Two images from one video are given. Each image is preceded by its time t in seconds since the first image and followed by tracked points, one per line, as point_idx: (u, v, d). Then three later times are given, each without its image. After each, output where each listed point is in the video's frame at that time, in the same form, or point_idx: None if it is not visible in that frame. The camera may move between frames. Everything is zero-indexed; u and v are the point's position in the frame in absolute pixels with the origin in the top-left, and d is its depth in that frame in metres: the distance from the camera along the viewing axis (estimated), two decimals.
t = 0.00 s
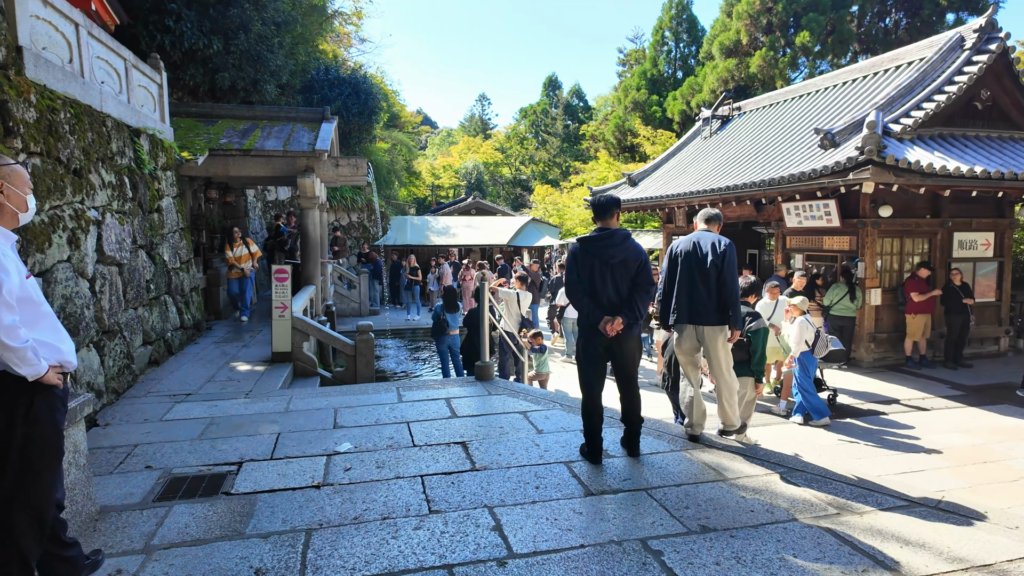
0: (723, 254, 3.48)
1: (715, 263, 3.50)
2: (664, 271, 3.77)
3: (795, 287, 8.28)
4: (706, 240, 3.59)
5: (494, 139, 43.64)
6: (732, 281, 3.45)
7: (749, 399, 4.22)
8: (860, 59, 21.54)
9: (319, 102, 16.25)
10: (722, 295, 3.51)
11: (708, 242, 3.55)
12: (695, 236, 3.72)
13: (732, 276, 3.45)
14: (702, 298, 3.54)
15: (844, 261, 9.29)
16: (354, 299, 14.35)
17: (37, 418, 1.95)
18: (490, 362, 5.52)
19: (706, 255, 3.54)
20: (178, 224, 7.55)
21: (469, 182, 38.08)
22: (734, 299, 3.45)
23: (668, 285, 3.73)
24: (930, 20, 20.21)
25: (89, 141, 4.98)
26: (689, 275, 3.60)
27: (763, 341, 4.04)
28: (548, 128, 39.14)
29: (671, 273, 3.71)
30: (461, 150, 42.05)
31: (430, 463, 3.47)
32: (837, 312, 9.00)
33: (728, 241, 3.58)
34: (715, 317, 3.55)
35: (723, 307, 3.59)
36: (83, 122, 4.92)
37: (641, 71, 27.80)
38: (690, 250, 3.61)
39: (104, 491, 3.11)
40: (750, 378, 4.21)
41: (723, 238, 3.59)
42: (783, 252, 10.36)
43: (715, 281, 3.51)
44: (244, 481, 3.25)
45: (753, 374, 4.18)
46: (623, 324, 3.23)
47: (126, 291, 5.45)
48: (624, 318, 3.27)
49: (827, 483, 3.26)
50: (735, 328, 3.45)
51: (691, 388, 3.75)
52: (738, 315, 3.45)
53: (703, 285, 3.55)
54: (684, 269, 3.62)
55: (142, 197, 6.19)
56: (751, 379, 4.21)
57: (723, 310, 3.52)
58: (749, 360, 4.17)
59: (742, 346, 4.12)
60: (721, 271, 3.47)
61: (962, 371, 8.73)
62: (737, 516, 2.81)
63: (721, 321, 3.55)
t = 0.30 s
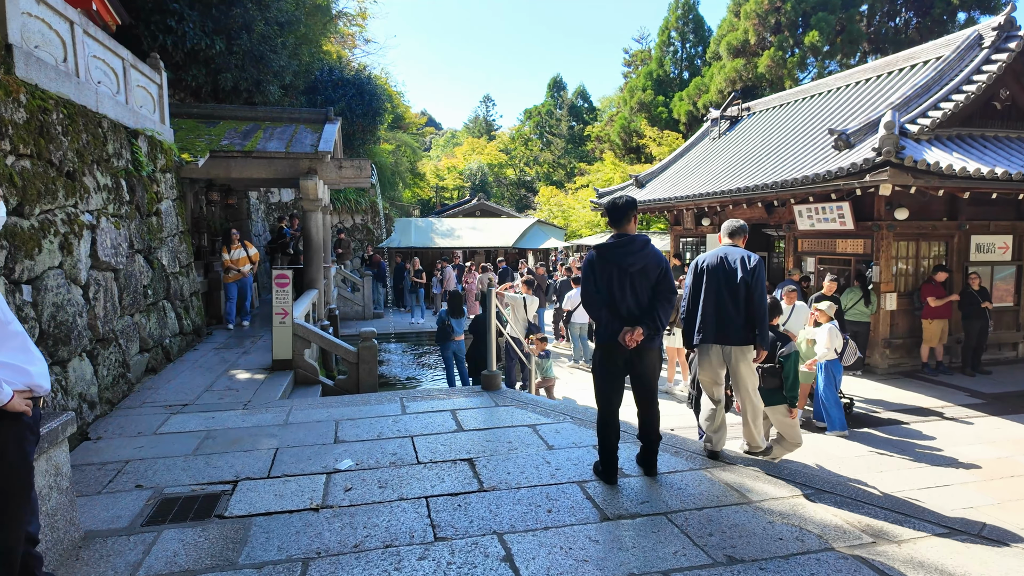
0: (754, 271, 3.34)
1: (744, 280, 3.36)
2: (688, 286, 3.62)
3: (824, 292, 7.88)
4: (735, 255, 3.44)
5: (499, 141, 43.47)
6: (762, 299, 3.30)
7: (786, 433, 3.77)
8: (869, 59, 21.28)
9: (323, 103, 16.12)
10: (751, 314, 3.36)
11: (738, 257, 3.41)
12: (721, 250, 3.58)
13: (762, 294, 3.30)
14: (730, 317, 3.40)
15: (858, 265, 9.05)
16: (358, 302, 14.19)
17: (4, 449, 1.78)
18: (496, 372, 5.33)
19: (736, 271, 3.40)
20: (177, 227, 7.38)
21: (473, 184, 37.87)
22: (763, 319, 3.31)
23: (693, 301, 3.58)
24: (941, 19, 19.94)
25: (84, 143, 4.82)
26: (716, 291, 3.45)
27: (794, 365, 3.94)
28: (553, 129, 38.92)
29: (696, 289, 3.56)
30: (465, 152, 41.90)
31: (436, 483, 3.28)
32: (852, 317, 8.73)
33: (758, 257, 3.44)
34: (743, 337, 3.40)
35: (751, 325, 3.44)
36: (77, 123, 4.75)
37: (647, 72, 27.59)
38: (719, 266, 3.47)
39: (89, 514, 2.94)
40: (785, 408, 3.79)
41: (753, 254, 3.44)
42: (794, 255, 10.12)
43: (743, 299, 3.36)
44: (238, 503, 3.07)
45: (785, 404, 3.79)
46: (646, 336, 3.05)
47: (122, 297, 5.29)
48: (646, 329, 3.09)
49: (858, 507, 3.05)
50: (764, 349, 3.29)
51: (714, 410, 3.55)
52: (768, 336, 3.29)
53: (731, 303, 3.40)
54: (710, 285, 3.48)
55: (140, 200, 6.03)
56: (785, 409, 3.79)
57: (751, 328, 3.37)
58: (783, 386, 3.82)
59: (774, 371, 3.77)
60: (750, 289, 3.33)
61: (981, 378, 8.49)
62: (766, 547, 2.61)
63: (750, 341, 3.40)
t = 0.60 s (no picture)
0: (784, 295, 3.38)
1: (774, 302, 3.39)
2: (717, 310, 3.68)
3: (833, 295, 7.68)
4: (764, 275, 3.48)
5: (500, 142, 43.32)
6: (793, 321, 3.37)
7: (810, 438, 3.99)
8: (873, 59, 21.14)
9: (322, 104, 16.00)
10: (783, 335, 3.42)
11: (766, 277, 3.45)
12: (749, 271, 3.62)
13: (792, 314, 3.35)
14: (762, 340, 3.45)
15: (865, 267, 8.86)
16: (357, 305, 14.05)
17: None
18: (497, 378, 5.18)
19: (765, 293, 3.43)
20: (172, 229, 7.23)
21: (474, 185, 37.67)
22: (796, 344, 3.37)
23: (722, 325, 3.63)
24: (945, 19, 19.79)
25: (71, 143, 4.67)
26: (744, 314, 3.51)
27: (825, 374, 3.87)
28: (554, 131, 38.70)
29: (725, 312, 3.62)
30: (466, 154, 41.68)
31: (434, 498, 3.12)
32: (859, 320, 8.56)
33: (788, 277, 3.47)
34: (775, 361, 3.46)
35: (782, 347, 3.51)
36: (65, 122, 4.61)
37: (648, 73, 27.45)
38: (748, 288, 3.51)
39: (67, 531, 2.79)
40: (811, 414, 3.95)
41: (782, 274, 3.47)
42: (800, 257, 9.95)
43: (775, 322, 3.41)
44: (225, 519, 2.92)
45: (811, 410, 3.93)
46: (658, 342, 2.89)
47: (112, 301, 5.15)
48: (657, 336, 2.92)
49: (880, 523, 2.89)
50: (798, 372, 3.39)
51: (736, 423, 3.59)
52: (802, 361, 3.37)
53: (762, 327, 3.45)
54: (737, 307, 3.54)
55: (132, 202, 5.89)
56: (810, 415, 3.96)
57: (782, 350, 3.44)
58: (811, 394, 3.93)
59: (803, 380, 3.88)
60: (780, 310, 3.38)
61: (992, 382, 8.31)
62: (785, 569, 2.45)
63: (782, 365, 3.46)
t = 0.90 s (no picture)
0: (811, 306, 3.47)
1: (802, 313, 3.50)
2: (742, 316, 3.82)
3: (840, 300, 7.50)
4: (790, 283, 3.59)
5: (502, 143, 43.18)
6: (821, 333, 3.47)
7: (845, 462, 3.90)
8: (878, 59, 20.96)
9: (323, 105, 15.91)
10: (809, 347, 3.54)
11: (793, 285, 3.55)
12: (775, 277, 3.73)
13: (821, 327, 3.46)
14: (789, 352, 3.58)
15: (873, 270, 8.65)
16: (358, 307, 13.92)
17: None
18: (498, 387, 5.03)
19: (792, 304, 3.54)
20: (168, 232, 7.10)
21: (477, 187, 37.48)
22: (824, 356, 3.49)
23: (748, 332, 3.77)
24: (952, 18, 19.59)
25: (60, 144, 4.54)
26: (769, 321, 3.64)
27: (859, 398, 3.81)
28: (557, 132, 38.52)
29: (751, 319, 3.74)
30: (469, 155, 41.55)
31: (430, 516, 2.98)
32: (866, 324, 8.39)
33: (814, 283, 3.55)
34: (802, 372, 3.60)
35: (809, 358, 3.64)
36: (54, 123, 4.49)
37: (651, 74, 27.29)
38: (775, 296, 3.63)
39: (43, 553, 2.66)
40: (846, 437, 3.90)
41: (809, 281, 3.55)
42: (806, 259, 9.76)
43: (802, 333, 3.53)
44: (210, 540, 2.78)
45: (847, 433, 3.87)
46: (668, 354, 2.75)
47: (103, 307, 5.02)
48: (666, 347, 2.78)
49: (899, 546, 2.74)
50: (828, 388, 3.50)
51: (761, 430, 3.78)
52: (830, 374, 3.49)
53: (790, 337, 3.58)
54: (762, 316, 3.67)
55: (125, 205, 5.77)
56: (845, 438, 3.90)
57: (811, 363, 3.57)
58: (846, 416, 3.87)
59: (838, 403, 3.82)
60: (808, 322, 3.49)
61: (1003, 389, 8.12)
62: None
63: (809, 376, 3.60)
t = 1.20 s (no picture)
0: (833, 321, 3.50)
1: (823, 327, 3.53)
2: (762, 327, 3.85)
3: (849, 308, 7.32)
4: (812, 296, 3.62)
5: (509, 148, 43.14)
6: (842, 349, 3.49)
7: (870, 476, 3.70)
8: (889, 62, 20.75)
9: (329, 110, 15.91)
10: (828, 362, 3.57)
11: (815, 298, 3.59)
12: (796, 289, 3.76)
13: (841, 343, 3.49)
14: (808, 367, 3.62)
15: (885, 277, 8.44)
16: (363, 313, 13.86)
17: None
18: (502, 397, 4.92)
19: (814, 318, 3.57)
20: (170, 238, 7.05)
21: (484, 191, 37.40)
22: (842, 372, 3.52)
23: (768, 344, 3.80)
24: (964, 20, 19.36)
25: (57, 151, 4.49)
26: (790, 334, 3.68)
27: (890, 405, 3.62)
28: (565, 135, 38.40)
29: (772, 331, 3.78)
30: (476, 159, 41.54)
31: (427, 536, 2.87)
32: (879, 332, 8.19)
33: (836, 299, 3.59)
34: (821, 388, 3.63)
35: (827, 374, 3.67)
36: (51, 130, 4.44)
37: (658, 77, 27.16)
38: (796, 309, 3.66)
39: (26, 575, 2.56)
40: (873, 446, 3.72)
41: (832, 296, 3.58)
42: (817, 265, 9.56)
43: (822, 348, 3.56)
44: (199, 561, 2.68)
45: (876, 442, 3.69)
46: (686, 366, 2.66)
47: (101, 316, 4.95)
48: (685, 359, 2.68)
49: (923, 572, 2.59)
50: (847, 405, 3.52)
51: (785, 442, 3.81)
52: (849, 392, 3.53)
53: (809, 352, 3.61)
54: (784, 329, 3.70)
55: (125, 212, 5.71)
56: (872, 447, 3.73)
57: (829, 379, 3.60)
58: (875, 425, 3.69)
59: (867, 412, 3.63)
60: (829, 337, 3.52)
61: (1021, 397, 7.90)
62: None
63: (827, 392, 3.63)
